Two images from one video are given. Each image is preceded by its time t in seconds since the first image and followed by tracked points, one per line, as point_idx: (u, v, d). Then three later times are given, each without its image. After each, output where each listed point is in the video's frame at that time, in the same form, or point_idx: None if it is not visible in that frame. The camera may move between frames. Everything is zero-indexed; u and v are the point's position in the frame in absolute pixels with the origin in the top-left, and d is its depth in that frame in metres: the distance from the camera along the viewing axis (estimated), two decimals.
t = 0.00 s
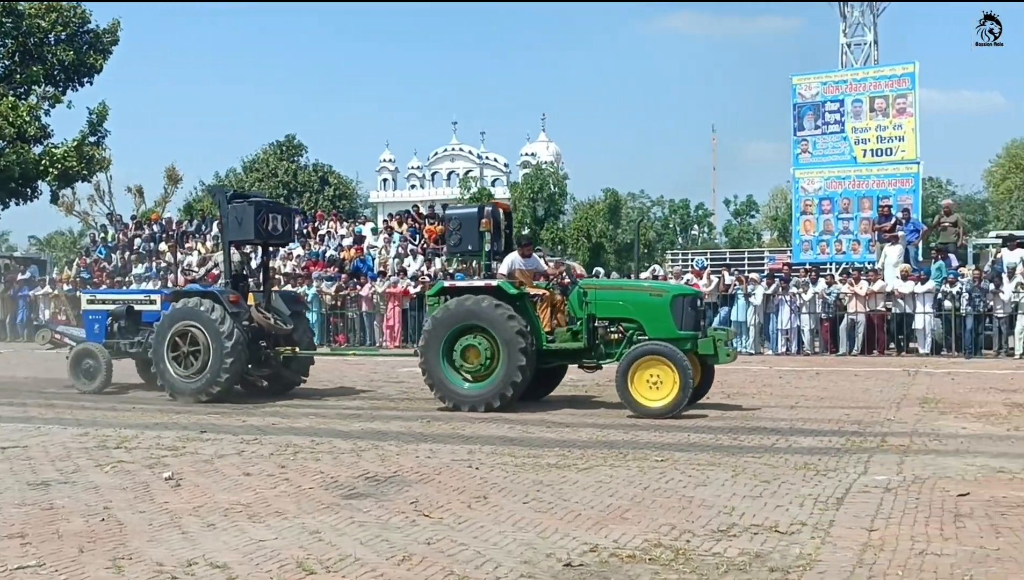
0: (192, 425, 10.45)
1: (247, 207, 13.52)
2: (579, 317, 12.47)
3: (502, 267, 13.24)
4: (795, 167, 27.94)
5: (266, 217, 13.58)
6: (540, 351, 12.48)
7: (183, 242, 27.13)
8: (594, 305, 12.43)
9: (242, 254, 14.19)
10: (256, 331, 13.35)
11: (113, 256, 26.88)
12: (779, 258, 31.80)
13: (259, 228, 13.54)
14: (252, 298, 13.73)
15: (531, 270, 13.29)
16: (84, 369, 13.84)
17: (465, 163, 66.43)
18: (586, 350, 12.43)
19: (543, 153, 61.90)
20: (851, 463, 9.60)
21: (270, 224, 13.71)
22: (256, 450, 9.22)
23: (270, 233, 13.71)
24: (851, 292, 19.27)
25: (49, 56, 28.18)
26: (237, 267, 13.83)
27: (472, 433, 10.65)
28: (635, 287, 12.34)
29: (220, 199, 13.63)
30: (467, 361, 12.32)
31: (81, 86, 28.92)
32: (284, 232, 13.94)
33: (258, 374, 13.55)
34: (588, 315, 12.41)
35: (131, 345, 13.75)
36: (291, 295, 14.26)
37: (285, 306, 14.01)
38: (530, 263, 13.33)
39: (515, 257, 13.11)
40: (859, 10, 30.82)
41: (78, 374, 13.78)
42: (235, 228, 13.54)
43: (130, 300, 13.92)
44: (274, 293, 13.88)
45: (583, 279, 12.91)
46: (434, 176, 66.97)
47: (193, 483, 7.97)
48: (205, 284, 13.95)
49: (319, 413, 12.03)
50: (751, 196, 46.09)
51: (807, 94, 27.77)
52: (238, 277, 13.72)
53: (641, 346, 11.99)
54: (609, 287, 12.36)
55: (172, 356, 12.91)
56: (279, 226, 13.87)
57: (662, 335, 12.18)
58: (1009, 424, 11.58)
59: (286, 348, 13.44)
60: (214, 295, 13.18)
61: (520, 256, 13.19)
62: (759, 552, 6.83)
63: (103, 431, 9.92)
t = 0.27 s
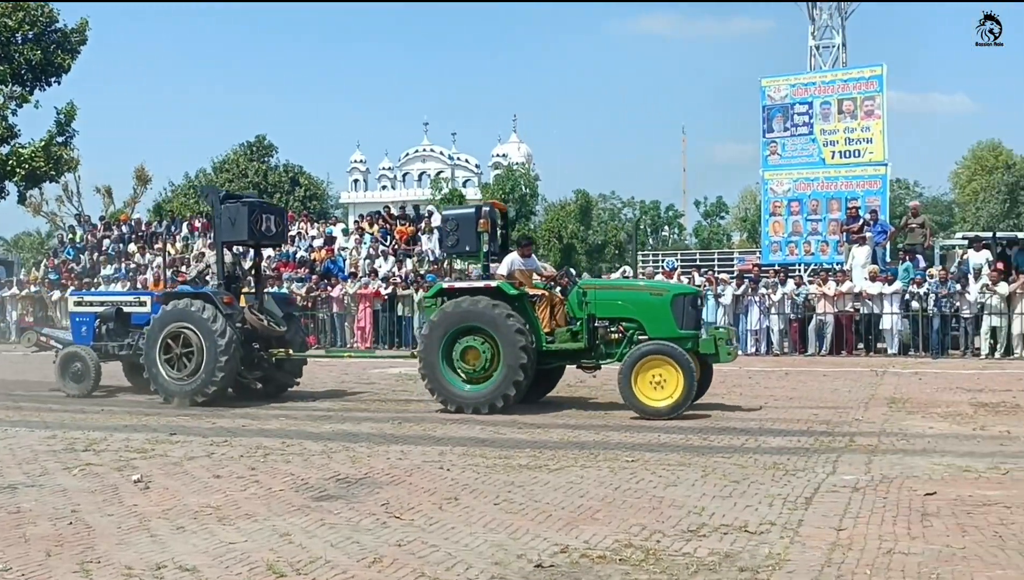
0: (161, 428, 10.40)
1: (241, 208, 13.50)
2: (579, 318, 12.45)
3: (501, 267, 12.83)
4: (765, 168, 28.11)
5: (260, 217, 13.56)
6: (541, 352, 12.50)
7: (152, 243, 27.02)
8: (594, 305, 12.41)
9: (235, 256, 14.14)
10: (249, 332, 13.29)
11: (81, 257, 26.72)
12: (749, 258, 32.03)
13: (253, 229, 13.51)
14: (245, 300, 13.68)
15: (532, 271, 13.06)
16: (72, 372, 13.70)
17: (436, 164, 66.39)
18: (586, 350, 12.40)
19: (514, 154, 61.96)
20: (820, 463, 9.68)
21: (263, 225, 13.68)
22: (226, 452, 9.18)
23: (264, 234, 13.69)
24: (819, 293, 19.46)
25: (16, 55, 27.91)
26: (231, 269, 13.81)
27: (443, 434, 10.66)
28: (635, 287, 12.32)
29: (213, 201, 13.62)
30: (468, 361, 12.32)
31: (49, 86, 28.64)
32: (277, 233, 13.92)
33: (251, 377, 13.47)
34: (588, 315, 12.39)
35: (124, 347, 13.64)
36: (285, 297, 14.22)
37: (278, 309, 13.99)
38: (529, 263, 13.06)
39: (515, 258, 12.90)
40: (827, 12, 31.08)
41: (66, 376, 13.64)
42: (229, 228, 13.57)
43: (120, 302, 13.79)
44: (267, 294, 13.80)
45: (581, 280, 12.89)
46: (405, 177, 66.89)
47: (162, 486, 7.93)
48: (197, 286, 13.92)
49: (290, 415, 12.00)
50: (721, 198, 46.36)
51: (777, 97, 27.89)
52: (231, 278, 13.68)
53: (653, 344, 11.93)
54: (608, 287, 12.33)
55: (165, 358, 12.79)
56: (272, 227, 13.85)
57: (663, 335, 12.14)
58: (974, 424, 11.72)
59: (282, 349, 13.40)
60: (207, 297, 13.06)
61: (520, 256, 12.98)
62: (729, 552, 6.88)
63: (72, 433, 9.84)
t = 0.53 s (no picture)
0: (94, 427, 10.24)
1: (216, 204, 13.78)
2: (567, 315, 12.44)
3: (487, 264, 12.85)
4: (699, 167, 28.46)
5: (234, 213, 13.88)
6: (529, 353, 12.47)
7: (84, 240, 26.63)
8: (581, 303, 12.41)
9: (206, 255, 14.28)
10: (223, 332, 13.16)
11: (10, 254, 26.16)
12: (685, 257, 32.38)
13: (228, 224, 13.81)
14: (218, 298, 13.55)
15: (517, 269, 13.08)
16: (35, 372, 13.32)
17: (374, 161, 66.04)
18: (575, 348, 12.43)
19: (453, 152, 61.86)
20: (754, 458, 9.84)
21: (237, 222, 14.00)
22: (161, 451, 9.07)
23: (238, 230, 13.99)
24: (753, 291, 19.81)
25: None
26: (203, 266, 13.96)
27: (382, 433, 10.64)
28: (622, 283, 12.37)
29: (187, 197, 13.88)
30: (454, 358, 12.18)
31: None
32: (250, 231, 14.20)
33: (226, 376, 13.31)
34: (576, 312, 12.37)
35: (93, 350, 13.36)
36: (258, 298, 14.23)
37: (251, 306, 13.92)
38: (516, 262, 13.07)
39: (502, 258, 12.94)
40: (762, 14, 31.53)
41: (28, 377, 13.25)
42: (203, 225, 13.78)
43: (87, 302, 13.54)
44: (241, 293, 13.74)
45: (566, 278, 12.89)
46: (343, 175, 66.44)
47: (95, 487, 7.80)
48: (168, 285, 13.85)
49: (226, 413, 11.88)
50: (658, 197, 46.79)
51: (712, 97, 28.25)
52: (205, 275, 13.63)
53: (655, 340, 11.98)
54: (596, 284, 12.35)
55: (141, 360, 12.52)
56: (245, 224, 14.13)
57: (652, 331, 12.24)
58: (904, 419, 12.00)
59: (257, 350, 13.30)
60: (184, 297, 12.86)
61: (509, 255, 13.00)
62: (665, 547, 6.97)
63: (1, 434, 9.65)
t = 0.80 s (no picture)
0: (58, 425, 10.15)
1: (216, 200, 13.39)
2: (574, 314, 12.43)
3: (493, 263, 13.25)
4: (668, 169, 28.70)
5: (235, 209, 13.48)
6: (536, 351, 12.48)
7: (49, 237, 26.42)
8: (588, 302, 12.41)
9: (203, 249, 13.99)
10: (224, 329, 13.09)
11: None
12: (651, 258, 32.56)
13: (228, 221, 13.44)
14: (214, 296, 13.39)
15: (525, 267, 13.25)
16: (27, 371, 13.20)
17: (343, 160, 65.87)
18: (583, 347, 12.45)
19: (421, 151, 61.83)
20: (720, 458, 9.92)
21: (238, 218, 13.61)
22: (125, 450, 9.00)
23: (239, 227, 13.62)
24: (719, 292, 20.04)
25: None
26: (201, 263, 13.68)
27: (349, 432, 10.62)
28: (629, 281, 12.41)
29: (185, 192, 13.43)
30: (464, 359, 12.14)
31: None
32: (249, 227, 13.84)
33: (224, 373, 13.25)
34: (584, 312, 12.38)
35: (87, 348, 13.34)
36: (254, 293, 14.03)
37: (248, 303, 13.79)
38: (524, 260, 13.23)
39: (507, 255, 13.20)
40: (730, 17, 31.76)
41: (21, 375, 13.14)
42: (203, 220, 13.41)
43: (81, 298, 13.44)
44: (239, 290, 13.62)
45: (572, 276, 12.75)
46: (311, 173, 66.21)
47: (58, 485, 7.73)
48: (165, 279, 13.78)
49: (193, 412, 11.81)
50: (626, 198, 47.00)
51: (680, 98, 28.53)
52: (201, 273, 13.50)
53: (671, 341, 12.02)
54: (603, 283, 12.37)
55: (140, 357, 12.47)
56: (244, 220, 13.77)
57: (660, 330, 12.30)
58: (868, 420, 12.13)
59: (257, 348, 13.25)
60: (183, 293, 12.85)
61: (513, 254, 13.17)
62: (630, 546, 7.02)
63: None
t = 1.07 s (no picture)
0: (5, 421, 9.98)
1: (204, 193, 13.57)
2: (567, 315, 12.45)
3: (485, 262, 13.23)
4: (623, 171, 28.89)
5: (222, 203, 13.66)
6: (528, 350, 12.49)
7: None
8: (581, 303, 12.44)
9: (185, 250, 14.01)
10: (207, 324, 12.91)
11: None
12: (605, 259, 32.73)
13: (215, 215, 13.62)
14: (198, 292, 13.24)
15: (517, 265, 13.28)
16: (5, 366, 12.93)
17: (297, 156, 65.43)
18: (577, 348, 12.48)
19: (377, 148, 61.59)
20: (672, 458, 10.00)
21: (225, 212, 13.78)
22: (73, 446, 8.89)
23: (225, 221, 13.78)
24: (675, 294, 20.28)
25: None
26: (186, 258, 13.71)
27: (302, 429, 10.57)
28: (621, 282, 12.45)
29: (173, 185, 13.63)
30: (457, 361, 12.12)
31: None
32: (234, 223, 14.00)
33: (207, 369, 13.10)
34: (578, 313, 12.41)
35: (66, 343, 13.06)
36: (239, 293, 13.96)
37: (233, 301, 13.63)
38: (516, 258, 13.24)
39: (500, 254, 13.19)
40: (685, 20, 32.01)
41: None
42: (189, 215, 13.50)
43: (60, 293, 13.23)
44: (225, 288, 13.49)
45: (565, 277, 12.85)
46: (265, 168, 65.68)
47: (5, 482, 7.61)
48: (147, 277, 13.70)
49: (143, 409, 11.68)
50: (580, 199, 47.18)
51: (636, 101, 28.67)
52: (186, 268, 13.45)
53: (665, 343, 12.02)
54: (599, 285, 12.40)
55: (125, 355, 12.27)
56: (230, 216, 13.93)
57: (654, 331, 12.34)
58: (818, 422, 12.29)
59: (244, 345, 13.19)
60: (167, 288, 12.72)
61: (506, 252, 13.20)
62: (582, 545, 7.06)
63: None
